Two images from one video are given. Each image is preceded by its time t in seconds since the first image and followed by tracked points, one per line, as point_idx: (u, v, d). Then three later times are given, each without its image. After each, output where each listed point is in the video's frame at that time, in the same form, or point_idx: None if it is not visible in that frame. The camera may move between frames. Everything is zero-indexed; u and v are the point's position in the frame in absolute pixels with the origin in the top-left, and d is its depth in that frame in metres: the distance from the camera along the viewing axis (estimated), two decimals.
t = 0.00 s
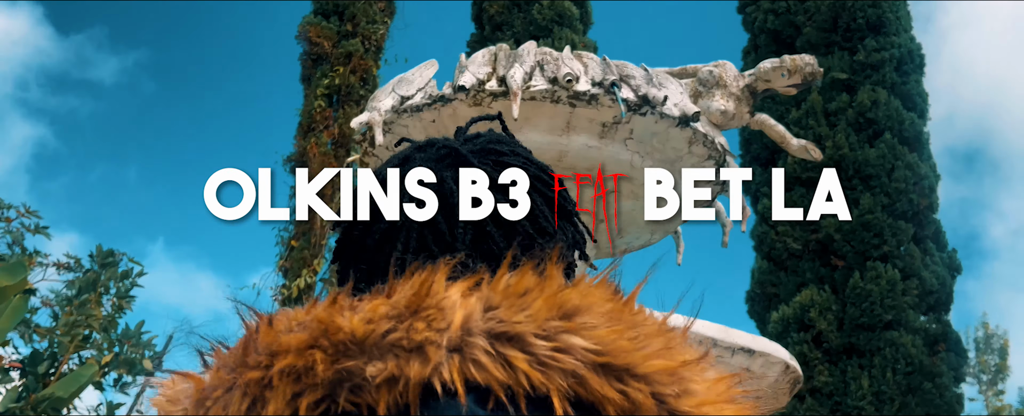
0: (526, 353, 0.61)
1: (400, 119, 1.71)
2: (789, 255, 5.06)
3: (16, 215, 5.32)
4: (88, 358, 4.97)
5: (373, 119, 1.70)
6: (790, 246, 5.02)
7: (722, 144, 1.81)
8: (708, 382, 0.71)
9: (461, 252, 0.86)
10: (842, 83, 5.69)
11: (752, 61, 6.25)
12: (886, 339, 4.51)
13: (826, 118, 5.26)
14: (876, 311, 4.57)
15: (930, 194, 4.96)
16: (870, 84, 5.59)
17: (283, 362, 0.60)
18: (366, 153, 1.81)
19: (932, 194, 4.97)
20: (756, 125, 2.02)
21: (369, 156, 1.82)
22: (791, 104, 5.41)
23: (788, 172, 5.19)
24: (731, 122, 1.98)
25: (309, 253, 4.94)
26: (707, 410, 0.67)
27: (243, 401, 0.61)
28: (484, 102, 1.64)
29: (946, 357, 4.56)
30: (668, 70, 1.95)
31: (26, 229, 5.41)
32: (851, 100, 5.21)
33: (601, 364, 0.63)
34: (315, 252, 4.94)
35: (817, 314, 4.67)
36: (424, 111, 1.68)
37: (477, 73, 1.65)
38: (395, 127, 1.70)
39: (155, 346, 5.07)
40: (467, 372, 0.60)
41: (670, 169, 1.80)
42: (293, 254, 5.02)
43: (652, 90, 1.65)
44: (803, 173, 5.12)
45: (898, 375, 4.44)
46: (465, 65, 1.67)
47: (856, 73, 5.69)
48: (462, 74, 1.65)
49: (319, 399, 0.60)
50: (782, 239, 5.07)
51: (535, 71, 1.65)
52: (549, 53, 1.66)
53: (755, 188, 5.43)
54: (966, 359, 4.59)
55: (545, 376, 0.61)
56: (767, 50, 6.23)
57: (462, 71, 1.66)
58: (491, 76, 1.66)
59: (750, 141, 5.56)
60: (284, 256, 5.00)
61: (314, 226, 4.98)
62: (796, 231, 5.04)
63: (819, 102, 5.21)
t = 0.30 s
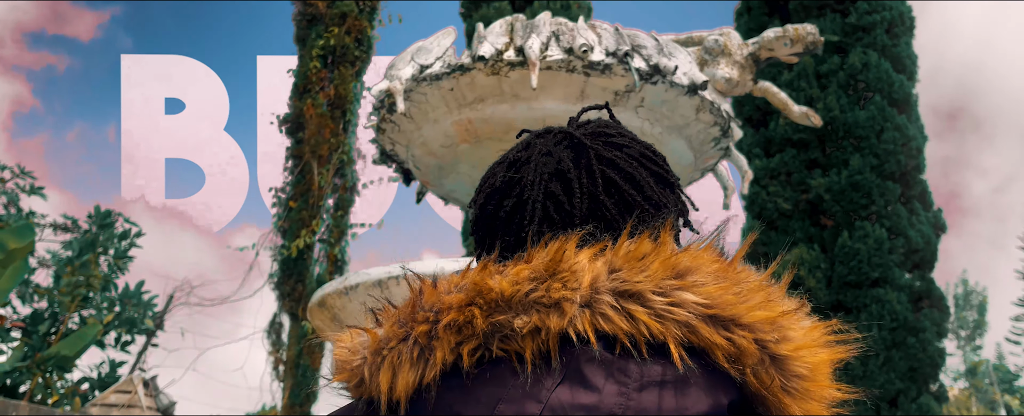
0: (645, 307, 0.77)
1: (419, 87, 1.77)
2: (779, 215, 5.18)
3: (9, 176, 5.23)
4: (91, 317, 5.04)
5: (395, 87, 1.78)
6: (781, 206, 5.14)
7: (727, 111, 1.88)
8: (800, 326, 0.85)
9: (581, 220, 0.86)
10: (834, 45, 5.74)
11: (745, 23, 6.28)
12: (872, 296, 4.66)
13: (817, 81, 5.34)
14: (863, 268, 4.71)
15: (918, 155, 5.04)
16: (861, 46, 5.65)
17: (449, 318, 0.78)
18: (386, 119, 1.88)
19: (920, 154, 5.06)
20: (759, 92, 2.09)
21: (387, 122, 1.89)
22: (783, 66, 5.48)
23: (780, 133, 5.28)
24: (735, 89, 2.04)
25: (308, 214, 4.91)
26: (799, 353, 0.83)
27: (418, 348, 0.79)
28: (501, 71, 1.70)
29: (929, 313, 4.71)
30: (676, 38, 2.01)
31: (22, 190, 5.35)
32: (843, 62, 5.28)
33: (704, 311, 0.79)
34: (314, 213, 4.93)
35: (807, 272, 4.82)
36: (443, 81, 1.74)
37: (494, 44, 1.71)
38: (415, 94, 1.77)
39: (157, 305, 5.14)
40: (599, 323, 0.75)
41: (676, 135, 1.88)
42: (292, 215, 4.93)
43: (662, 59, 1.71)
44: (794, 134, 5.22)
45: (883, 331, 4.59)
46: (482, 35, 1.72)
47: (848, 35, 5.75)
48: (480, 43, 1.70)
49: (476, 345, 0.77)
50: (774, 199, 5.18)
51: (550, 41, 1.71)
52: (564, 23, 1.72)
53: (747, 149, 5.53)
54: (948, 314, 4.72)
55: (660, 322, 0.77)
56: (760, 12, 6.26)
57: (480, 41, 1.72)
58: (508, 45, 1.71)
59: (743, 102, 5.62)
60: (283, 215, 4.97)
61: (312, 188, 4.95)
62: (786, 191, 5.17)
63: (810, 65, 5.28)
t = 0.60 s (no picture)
0: (615, 275, 0.84)
1: (436, 64, 1.85)
2: (772, 181, 5.30)
3: (10, 141, 5.28)
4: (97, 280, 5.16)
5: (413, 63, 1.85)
6: (774, 172, 5.25)
7: (728, 86, 1.96)
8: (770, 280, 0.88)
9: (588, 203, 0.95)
10: (828, 12, 5.79)
11: None
12: (861, 259, 4.80)
13: (811, 48, 5.41)
14: (853, 232, 4.85)
15: (909, 122, 5.15)
16: (855, 14, 5.70)
17: (460, 296, 0.89)
18: (403, 93, 1.97)
19: (910, 121, 5.17)
20: (758, 67, 2.17)
21: (403, 96, 1.97)
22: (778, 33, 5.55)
23: (774, 100, 5.36)
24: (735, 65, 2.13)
25: (310, 181, 4.98)
26: (763, 303, 0.85)
27: (447, 322, 0.92)
28: (515, 49, 1.78)
29: (915, 275, 4.87)
30: (680, 15, 2.09)
31: (23, 156, 5.41)
32: (836, 30, 5.34)
33: (668, 271, 0.83)
34: (316, 180, 5.01)
35: (798, 236, 4.97)
36: (460, 58, 1.82)
37: (509, 23, 1.79)
38: (432, 71, 1.85)
39: (163, 268, 5.25)
40: (577, 292, 0.83)
41: (680, 110, 1.97)
42: (294, 180, 5.02)
43: (669, 37, 1.79)
44: (788, 101, 5.31)
45: (870, 293, 4.74)
46: (496, 14, 1.80)
47: (842, 2, 5.79)
48: (495, 22, 1.78)
49: (484, 316, 0.88)
50: (767, 166, 5.29)
51: (562, 20, 1.78)
52: (576, 2, 1.79)
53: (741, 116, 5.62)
54: (934, 277, 4.88)
55: (626, 287, 0.82)
56: None
57: (495, 20, 1.79)
58: (521, 25, 1.79)
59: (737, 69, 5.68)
60: (285, 182, 5.04)
61: (314, 154, 5.03)
62: (779, 158, 5.27)
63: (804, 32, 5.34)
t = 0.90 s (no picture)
0: (507, 251, 0.94)
1: (452, 45, 1.95)
2: (769, 153, 5.41)
3: (20, 111, 5.36)
4: (109, 248, 5.30)
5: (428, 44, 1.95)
6: (771, 144, 5.34)
7: (729, 66, 2.05)
8: (639, 239, 0.95)
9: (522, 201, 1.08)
10: None
11: None
12: (854, 229, 4.93)
13: (809, 22, 5.48)
14: (847, 203, 4.97)
15: (904, 95, 5.26)
16: None
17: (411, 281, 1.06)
18: (419, 72, 2.06)
19: (905, 94, 5.28)
20: (758, 47, 2.26)
21: (419, 75, 2.07)
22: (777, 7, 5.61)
23: (772, 73, 5.45)
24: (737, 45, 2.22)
25: (316, 151, 5.10)
26: (632, 258, 0.92)
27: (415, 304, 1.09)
28: (528, 31, 1.88)
29: (907, 244, 5.01)
30: None
31: (33, 126, 5.50)
32: (835, 4, 5.41)
33: (540, 241, 0.93)
34: (322, 150, 5.12)
35: (793, 206, 5.08)
36: (475, 39, 1.92)
37: (522, 7, 1.87)
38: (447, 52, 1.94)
39: (173, 236, 5.37)
40: (482, 267, 0.96)
41: (684, 89, 2.06)
42: (302, 151, 5.14)
43: (674, 20, 1.88)
44: (786, 74, 5.39)
45: (863, 261, 4.87)
46: None
47: None
48: (508, 6, 1.87)
49: (430, 294, 1.03)
50: (764, 138, 5.38)
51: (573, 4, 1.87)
52: None
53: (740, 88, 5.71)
54: (925, 246, 5.02)
55: (515, 259, 0.93)
56: None
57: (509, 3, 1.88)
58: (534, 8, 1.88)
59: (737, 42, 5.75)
60: (291, 153, 5.18)
61: (321, 124, 5.13)
62: (777, 129, 5.35)
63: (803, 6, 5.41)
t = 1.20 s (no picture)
0: (438, 235, 1.03)
1: (466, 32, 2.04)
2: (769, 130, 5.49)
3: (33, 87, 5.46)
4: (122, 221, 5.42)
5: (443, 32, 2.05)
6: (771, 121, 5.42)
7: (730, 52, 2.15)
8: (549, 220, 0.99)
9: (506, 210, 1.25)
10: None
11: None
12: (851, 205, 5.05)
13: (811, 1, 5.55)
14: (845, 180, 5.08)
15: (903, 73, 5.38)
16: None
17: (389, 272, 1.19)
18: (434, 57, 2.16)
19: (904, 73, 5.39)
20: (758, 33, 2.35)
21: (434, 59, 2.17)
22: None
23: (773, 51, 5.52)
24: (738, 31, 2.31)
25: (325, 126, 5.21)
26: (529, 233, 0.96)
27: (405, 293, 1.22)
28: (540, 20, 1.97)
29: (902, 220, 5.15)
30: None
31: (45, 100, 5.60)
32: None
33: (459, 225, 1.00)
34: (331, 126, 5.24)
35: (792, 183, 5.19)
36: (488, 28, 2.01)
37: None
38: (461, 39, 2.03)
39: (184, 210, 5.47)
40: (423, 250, 1.06)
41: (686, 74, 2.16)
42: (310, 126, 5.25)
43: (677, 10, 1.97)
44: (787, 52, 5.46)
45: (859, 237, 5.01)
46: None
47: None
48: None
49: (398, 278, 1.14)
50: (764, 115, 5.46)
51: None
52: None
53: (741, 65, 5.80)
54: (921, 222, 5.14)
55: (443, 240, 1.02)
56: None
57: None
58: None
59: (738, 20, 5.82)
60: (300, 128, 5.28)
61: (329, 101, 5.26)
62: (777, 107, 5.43)
63: None
